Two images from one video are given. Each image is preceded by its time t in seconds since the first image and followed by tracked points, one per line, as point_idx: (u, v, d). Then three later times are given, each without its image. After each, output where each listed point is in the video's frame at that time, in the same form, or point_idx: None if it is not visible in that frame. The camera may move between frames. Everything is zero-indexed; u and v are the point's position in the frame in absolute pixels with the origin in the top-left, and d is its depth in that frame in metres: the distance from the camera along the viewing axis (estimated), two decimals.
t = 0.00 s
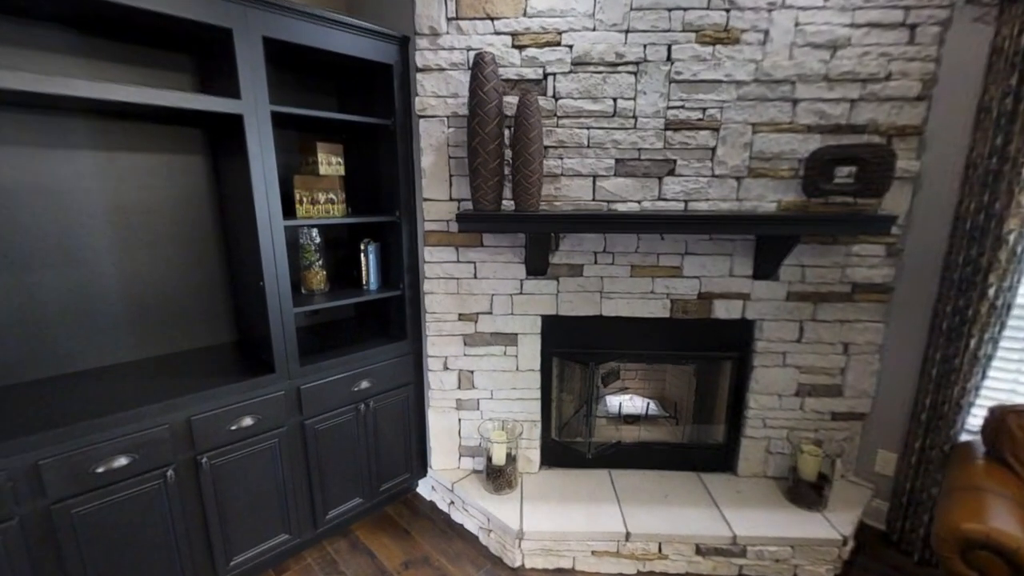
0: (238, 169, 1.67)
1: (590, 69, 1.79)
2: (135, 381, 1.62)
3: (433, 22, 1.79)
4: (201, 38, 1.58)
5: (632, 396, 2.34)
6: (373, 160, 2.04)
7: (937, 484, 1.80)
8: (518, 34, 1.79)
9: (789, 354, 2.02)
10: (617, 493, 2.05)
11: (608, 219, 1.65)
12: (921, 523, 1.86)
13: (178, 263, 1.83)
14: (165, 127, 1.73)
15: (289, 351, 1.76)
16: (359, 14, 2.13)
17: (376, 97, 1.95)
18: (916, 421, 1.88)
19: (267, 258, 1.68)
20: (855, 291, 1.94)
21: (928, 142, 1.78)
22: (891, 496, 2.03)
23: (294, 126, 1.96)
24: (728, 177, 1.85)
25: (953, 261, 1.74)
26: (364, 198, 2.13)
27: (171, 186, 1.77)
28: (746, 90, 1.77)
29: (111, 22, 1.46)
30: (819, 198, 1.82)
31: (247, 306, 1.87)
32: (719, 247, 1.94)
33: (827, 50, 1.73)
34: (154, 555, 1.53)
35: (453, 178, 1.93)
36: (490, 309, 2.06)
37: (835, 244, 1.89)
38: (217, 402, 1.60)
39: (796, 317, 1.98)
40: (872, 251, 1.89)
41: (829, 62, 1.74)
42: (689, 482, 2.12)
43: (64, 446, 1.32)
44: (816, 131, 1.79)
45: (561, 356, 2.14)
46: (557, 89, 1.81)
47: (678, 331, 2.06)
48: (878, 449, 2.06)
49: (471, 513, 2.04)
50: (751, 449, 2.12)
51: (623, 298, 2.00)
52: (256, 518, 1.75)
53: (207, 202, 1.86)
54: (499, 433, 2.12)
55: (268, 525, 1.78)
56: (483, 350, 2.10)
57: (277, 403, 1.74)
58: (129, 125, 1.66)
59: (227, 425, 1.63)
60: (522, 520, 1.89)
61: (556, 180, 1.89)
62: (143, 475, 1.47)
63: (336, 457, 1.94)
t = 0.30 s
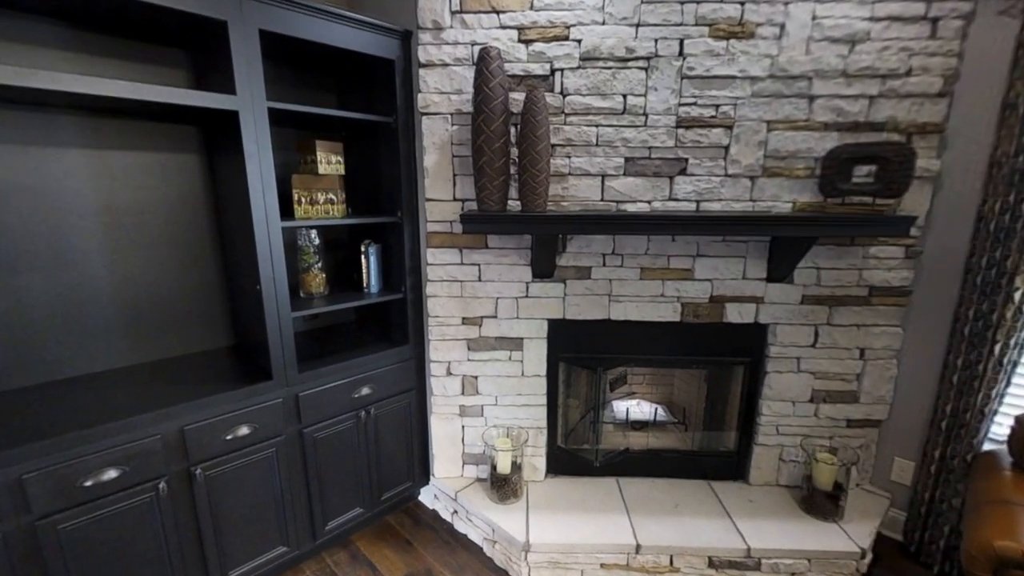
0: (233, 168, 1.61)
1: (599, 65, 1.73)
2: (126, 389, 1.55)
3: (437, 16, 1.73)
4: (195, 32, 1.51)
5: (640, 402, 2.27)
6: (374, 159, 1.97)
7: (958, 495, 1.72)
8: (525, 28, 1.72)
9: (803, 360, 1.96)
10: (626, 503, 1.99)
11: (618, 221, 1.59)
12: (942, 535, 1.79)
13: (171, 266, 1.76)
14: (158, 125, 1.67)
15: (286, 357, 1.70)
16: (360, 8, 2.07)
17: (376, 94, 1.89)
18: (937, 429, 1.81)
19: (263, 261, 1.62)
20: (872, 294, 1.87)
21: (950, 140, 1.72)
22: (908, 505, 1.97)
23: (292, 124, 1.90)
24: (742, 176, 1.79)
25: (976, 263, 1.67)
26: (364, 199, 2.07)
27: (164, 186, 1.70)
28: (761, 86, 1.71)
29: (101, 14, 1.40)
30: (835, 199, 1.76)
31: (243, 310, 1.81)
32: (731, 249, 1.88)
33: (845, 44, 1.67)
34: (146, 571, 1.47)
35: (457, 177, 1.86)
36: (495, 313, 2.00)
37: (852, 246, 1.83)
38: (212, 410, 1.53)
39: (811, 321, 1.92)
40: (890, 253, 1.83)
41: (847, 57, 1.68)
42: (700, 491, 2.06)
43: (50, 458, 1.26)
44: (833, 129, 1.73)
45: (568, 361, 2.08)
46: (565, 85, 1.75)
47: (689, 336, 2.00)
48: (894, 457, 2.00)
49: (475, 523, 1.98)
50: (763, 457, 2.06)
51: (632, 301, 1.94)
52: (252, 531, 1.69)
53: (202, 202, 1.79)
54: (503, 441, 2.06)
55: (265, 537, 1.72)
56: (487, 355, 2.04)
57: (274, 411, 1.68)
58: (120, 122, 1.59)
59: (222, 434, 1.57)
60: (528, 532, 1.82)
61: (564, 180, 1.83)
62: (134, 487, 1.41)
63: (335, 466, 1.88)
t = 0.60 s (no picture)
0: (233, 168, 1.61)
1: (599, 65, 1.73)
2: (126, 389, 1.55)
3: (437, 16, 1.73)
4: (195, 32, 1.51)
5: (640, 402, 2.27)
6: (374, 159, 1.97)
7: (958, 495, 1.72)
8: (525, 28, 1.72)
9: (803, 360, 1.96)
10: (626, 503, 1.99)
11: (618, 221, 1.59)
12: (942, 535, 1.79)
13: (171, 266, 1.76)
14: (158, 125, 1.66)
15: (286, 357, 1.70)
16: (359, 8, 2.07)
17: (377, 94, 1.89)
18: (937, 429, 1.81)
19: (263, 261, 1.61)
20: (872, 294, 1.87)
21: (950, 140, 1.72)
22: (908, 505, 1.97)
23: (292, 124, 1.90)
24: (742, 177, 1.79)
25: (976, 264, 1.67)
26: (364, 199, 2.07)
27: (164, 186, 1.70)
28: (761, 86, 1.71)
29: (102, 14, 1.40)
30: (835, 199, 1.76)
31: (243, 310, 1.81)
32: (731, 249, 1.88)
33: (845, 44, 1.67)
34: (146, 571, 1.47)
35: (457, 177, 1.86)
36: (495, 313, 2.00)
37: (851, 246, 1.83)
38: (212, 410, 1.53)
39: (811, 321, 1.92)
40: (890, 253, 1.83)
41: (847, 57, 1.68)
42: (700, 491, 2.06)
43: (49, 459, 1.26)
44: (833, 129, 1.73)
45: (568, 360, 2.07)
46: (565, 85, 1.75)
47: (689, 336, 2.00)
48: (894, 457, 2.00)
49: (475, 523, 1.98)
50: (763, 457, 2.06)
51: (632, 301, 1.94)
52: (252, 531, 1.69)
53: (202, 203, 1.79)
54: (504, 441, 2.06)
55: (265, 538, 1.72)
56: (487, 355, 2.04)
57: (274, 411, 1.68)
58: (120, 122, 1.59)
59: (222, 434, 1.56)
60: (528, 532, 1.82)
61: (564, 180, 1.83)
62: (134, 488, 1.41)
63: (335, 466, 1.88)
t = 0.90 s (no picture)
0: (233, 168, 1.61)
1: (599, 65, 1.73)
2: (126, 389, 1.55)
3: (437, 16, 1.73)
4: (195, 32, 1.51)
5: (640, 402, 2.27)
6: (374, 159, 1.98)
7: (958, 495, 1.72)
8: (525, 28, 1.72)
9: (804, 360, 1.96)
10: (627, 503, 1.99)
11: (618, 221, 1.58)
12: (942, 535, 1.79)
13: (171, 266, 1.76)
14: (158, 125, 1.66)
15: (286, 357, 1.70)
16: (359, 8, 2.07)
17: (377, 94, 1.89)
18: (936, 429, 1.81)
19: (263, 261, 1.61)
20: (872, 294, 1.87)
21: (950, 140, 1.72)
22: (908, 506, 1.97)
23: (292, 124, 1.90)
24: (742, 177, 1.79)
25: (976, 264, 1.67)
26: (364, 199, 2.07)
27: (164, 186, 1.70)
28: (761, 86, 1.71)
29: (102, 14, 1.40)
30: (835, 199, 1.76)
31: (243, 310, 1.81)
32: (732, 249, 1.88)
33: (845, 45, 1.67)
34: (146, 571, 1.47)
35: (457, 178, 1.86)
36: (495, 313, 2.00)
37: (851, 246, 1.83)
38: (212, 410, 1.53)
39: (811, 321, 1.92)
40: (890, 253, 1.82)
41: (847, 57, 1.67)
42: (700, 491, 2.06)
43: (50, 459, 1.26)
44: (833, 129, 1.73)
45: (568, 360, 2.07)
46: (565, 85, 1.75)
47: (689, 336, 2.00)
48: (894, 457, 2.00)
49: (475, 523, 1.98)
50: (763, 457, 2.06)
51: (632, 301, 1.94)
52: (252, 531, 1.69)
53: (202, 202, 1.79)
54: (504, 441, 2.06)
55: (265, 538, 1.72)
56: (487, 355, 2.04)
57: (274, 411, 1.68)
58: (120, 122, 1.59)
59: (222, 434, 1.56)
60: (528, 532, 1.82)
61: (564, 180, 1.83)
62: (134, 487, 1.41)
63: (335, 466, 1.88)
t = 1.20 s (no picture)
0: (233, 168, 1.61)
1: (599, 65, 1.73)
2: (127, 389, 1.55)
3: (437, 16, 1.73)
4: (195, 32, 1.51)
5: (640, 402, 2.27)
6: (374, 160, 1.98)
7: (958, 495, 1.73)
8: (525, 28, 1.72)
9: (804, 360, 1.96)
10: (627, 503, 1.99)
11: (618, 221, 1.58)
12: (942, 535, 1.79)
13: (170, 266, 1.76)
14: (157, 125, 1.66)
15: (286, 357, 1.70)
16: (359, 8, 2.06)
17: (377, 94, 1.88)
18: (936, 429, 1.81)
19: (263, 261, 1.62)
20: (872, 294, 1.87)
21: (950, 141, 1.72)
22: (908, 506, 1.97)
23: (292, 124, 1.90)
24: (742, 177, 1.79)
25: (976, 264, 1.67)
26: (364, 199, 2.07)
27: (164, 186, 1.70)
28: (761, 86, 1.71)
29: (102, 14, 1.40)
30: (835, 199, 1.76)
31: (243, 310, 1.81)
32: (732, 249, 1.88)
33: (845, 45, 1.67)
34: (145, 571, 1.47)
35: (457, 178, 1.86)
36: (495, 313, 2.00)
37: (851, 246, 1.83)
38: (212, 410, 1.53)
39: (811, 322, 1.92)
40: (890, 253, 1.82)
41: (848, 57, 1.67)
42: (700, 492, 2.06)
43: (50, 459, 1.26)
44: (833, 129, 1.73)
45: (568, 361, 2.08)
46: (565, 84, 1.75)
47: (690, 336, 2.00)
48: (894, 457, 2.00)
49: (475, 522, 1.98)
50: (763, 457, 2.06)
51: (632, 301, 1.94)
52: (252, 531, 1.69)
53: (202, 202, 1.79)
54: (504, 441, 2.06)
55: (265, 538, 1.72)
56: (487, 355, 2.04)
57: (274, 412, 1.68)
58: (120, 122, 1.59)
59: (222, 434, 1.56)
60: (528, 532, 1.82)
61: (564, 180, 1.83)
62: (134, 488, 1.41)
63: (335, 466, 1.88)
